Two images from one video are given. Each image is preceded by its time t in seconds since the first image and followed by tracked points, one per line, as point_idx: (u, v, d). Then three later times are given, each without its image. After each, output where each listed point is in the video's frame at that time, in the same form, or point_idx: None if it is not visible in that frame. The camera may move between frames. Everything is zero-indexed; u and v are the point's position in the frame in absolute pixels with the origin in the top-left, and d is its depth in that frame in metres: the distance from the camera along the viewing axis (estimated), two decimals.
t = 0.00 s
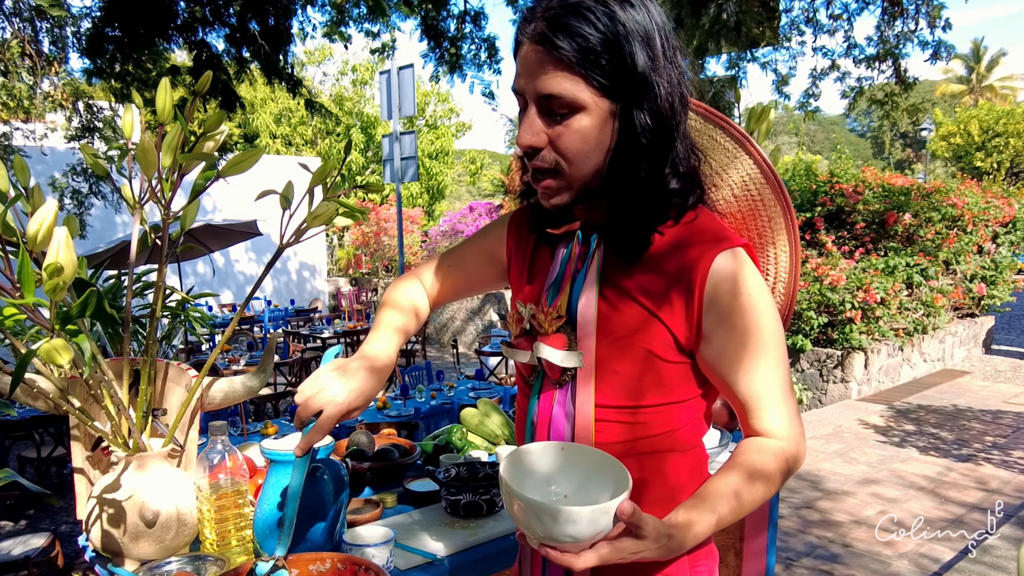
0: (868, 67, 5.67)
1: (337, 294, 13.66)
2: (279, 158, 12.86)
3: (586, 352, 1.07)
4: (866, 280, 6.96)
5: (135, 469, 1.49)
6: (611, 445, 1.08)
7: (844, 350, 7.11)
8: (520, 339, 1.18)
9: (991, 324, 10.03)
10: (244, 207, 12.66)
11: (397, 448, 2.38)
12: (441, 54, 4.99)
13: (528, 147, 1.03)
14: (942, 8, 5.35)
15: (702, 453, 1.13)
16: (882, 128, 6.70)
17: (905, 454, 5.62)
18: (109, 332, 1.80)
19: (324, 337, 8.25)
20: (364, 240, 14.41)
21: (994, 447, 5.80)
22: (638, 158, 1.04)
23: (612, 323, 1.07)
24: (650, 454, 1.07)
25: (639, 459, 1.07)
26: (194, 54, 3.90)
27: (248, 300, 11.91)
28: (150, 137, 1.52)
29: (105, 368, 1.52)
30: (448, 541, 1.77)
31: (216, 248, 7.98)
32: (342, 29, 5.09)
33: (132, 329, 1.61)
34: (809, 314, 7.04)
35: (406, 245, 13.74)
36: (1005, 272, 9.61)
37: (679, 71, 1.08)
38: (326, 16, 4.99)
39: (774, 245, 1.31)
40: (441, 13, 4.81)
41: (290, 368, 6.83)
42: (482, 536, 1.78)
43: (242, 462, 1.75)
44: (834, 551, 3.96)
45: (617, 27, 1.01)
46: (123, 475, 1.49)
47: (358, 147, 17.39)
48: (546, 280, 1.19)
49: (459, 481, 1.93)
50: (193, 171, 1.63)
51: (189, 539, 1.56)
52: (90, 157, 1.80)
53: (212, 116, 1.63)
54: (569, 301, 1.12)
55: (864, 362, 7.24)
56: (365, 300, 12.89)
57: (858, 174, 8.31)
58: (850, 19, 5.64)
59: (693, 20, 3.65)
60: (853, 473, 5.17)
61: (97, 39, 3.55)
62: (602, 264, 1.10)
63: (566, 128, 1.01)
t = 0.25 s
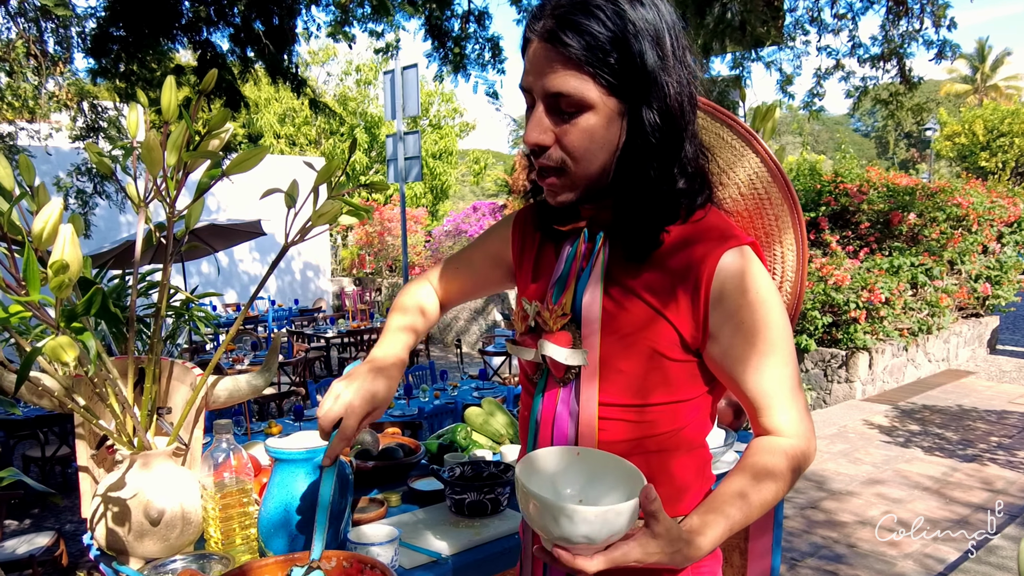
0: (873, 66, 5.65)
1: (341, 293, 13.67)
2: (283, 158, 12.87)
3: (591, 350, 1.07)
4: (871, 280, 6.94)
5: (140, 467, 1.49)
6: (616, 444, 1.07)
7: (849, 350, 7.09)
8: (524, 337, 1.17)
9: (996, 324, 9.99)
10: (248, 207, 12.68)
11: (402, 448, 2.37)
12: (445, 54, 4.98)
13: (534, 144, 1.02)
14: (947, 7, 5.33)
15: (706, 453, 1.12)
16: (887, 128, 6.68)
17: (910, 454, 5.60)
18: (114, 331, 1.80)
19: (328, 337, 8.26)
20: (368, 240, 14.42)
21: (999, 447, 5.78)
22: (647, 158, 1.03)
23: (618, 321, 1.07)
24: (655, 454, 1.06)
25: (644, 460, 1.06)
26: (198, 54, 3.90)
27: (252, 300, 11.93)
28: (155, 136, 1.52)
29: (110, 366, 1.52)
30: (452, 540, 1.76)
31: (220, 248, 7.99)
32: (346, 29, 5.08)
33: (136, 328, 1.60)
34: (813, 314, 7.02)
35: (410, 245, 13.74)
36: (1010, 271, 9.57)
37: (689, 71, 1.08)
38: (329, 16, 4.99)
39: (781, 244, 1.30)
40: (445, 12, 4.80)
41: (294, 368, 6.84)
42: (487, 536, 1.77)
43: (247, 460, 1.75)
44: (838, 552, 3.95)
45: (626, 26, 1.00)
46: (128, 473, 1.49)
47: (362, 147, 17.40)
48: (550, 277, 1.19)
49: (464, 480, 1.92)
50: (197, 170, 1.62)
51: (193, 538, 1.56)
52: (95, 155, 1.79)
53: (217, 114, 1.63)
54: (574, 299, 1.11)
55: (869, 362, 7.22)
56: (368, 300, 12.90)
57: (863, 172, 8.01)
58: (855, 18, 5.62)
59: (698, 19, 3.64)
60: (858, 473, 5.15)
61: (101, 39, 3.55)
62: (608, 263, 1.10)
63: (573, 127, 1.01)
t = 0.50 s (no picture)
0: (875, 66, 5.64)
1: (343, 293, 13.67)
2: (285, 158, 12.88)
3: (589, 347, 1.06)
4: (873, 280, 6.93)
5: (140, 467, 1.49)
6: (615, 442, 1.07)
7: (851, 350, 7.07)
8: (523, 336, 1.16)
9: (998, 324, 9.96)
10: (250, 206, 12.69)
11: (403, 447, 2.37)
12: (447, 53, 4.98)
13: (533, 142, 1.02)
14: (950, 6, 5.32)
15: (706, 451, 1.12)
16: (889, 127, 6.67)
17: (912, 454, 5.59)
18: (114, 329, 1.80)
19: (330, 336, 8.26)
20: (370, 240, 14.43)
21: (1002, 447, 5.76)
22: (647, 157, 1.03)
23: (617, 319, 1.06)
24: (654, 452, 1.06)
25: (644, 458, 1.06)
26: (200, 53, 3.90)
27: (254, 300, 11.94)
28: (155, 135, 1.52)
29: (110, 365, 1.52)
30: (453, 539, 1.76)
31: (222, 248, 8.00)
32: (348, 29, 5.08)
33: (136, 327, 1.60)
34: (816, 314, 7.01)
35: (412, 245, 13.74)
36: (1013, 271, 9.55)
37: (688, 69, 1.08)
38: (331, 16, 4.99)
39: (781, 241, 1.30)
40: (447, 12, 4.80)
41: (296, 368, 6.84)
42: (487, 535, 1.77)
43: (248, 460, 1.75)
44: (840, 552, 3.94)
45: (627, 23, 1.00)
46: (128, 473, 1.49)
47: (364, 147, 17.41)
48: (548, 279, 1.19)
49: (465, 479, 1.92)
50: (197, 169, 1.62)
51: (193, 537, 1.56)
52: (96, 155, 1.80)
53: (217, 113, 1.63)
54: (573, 297, 1.11)
55: (871, 362, 7.21)
56: (370, 300, 12.91)
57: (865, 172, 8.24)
58: (857, 18, 5.61)
59: (700, 18, 3.63)
60: (860, 473, 5.14)
61: (103, 39, 3.56)
62: (607, 261, 1.09)
63: (573, 125, 1.00)
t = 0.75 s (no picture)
0: (878, 66, 5.63)
1: (345, 293, 13.68)
2: (287, 158, 12.88)
3: (592, 349, 1.06)
4: (876, 280, 6.93)
5: (144, 467, 1.49)
6: (617, 443, 1.06)
7: (853, 351, 7.06)
8: (525, 337, 1.16)
9: (1001, 324, 9.94)
10: (252, 207, 12.71)
11: (405, 447, 2.37)
12: (449, 54, 4.98)
13: (536, 140, 1.02)
14: (953, 6, 5.31)
15: (708, 452, 1.12)
16: (891, 127, 6.66)
17: (914, 454, 5.58)
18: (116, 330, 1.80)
19: (332, 337, 8.27)
20: (372, 240, 14.44)
21: (1005, 448, 5.75)
22: (649, 155, 1.03)
23: (619, 320, 1.06)
24: (656, 452, 1.06)
25: (647, 458, 1.06)
26: (203, 54, 3.91)
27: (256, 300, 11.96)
28: (158, 136, 1.52)
29: (113, 365, 1.52)
30: (456, 540, 1.76)
31: (225, 248, 8.01)
32: (350, 29, 5.08)
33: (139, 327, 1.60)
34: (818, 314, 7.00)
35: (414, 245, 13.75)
36: (1016, 272, 9.53)
37: (688, 69, 1.08)
38: (334, 16, 4.99)
39: (782, 242, 1.30)
40: (449, 12, 4.80)
41: (298, 368, 6.85)
42: (490, 536, 1.77)
43: (250, 460, 1.75)
44: (843, 552, 3.93)
45: (629, 22, 1.00)
46: (131, 473, 1.49)
47: (366, 147, 17.42)
48: (550, 280, 1.18)
49: (467, 480, 1.92)
50: (200, 169, 1.62)
51: (196, 538, 1.56)
52: (99, 155, 1.80)
53: (220, 113, 1.63)
54: (575, 298, 1.10)
55: (874, 363, 7.19)
56: (373, 300, 12.92)
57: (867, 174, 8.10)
58: (860, 18, 5.60)
59: (702, 18, 3.62)
60: (863, 473, 5.13)
61: (107, 39, 3.56)
62: (608, 262, 1.09)
63: (575, 123, 1.00)
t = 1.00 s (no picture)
0: (880, 66, 5.62)
1: (347, 293, 13.69)
2: (289, 158, 12.89)
3: (596, 350, 1.06)
4: (878, 280, 6.92)
5: (147, 467, 1.49)
6: (621, 444, 1.06)
7: (856, 351, 7.05)
8: (529, 338, 1.16)
9: (1003, 325, 9.92)
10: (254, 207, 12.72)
11: (407, 448, 2.37)
12: (451, 54, 4.98)
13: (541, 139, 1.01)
14: (955, 6, 5.30)
15: (711, 453, 1.12)
16: (894, 127, 6.65)
17: (917, 455, 5.57)
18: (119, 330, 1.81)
19: (334, 337, 8.28)
20: (374, 240, 14.45)
21: (1007, 448, 5.74)
22: (654, 155, 1.03)
23: (623, 321, 1.06)
24: (659, 453, 1.06)
25: (650, 459, 1.06)
26: (205, 54, 3.91)
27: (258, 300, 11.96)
28: (162, 136, 1.52)
29: (116, 366, 1.53)
30: (458, 540, 1.76)
31: (227, 248, 8.02)
32: (353, 29, 5.09)
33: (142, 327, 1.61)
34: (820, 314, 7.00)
35: (416, 245, 13.75)
36: (1018, 272, 9.51)
37: (694, 71, 1.08)
38: (336, 16, 4.99)
39: (784, 242, 1.31)
40: (452, 12, 4.80)
41: (300, 368, 6.85)
42: (492, 536, 1.77)
43: (253, 461, 1.75)
44: (845, 553, 3.92)
45: (635, 22, 1.00)
46: (134, 473, 1.49)
47: (368, 147, 17.43)
48: (554, 281, 1.18)
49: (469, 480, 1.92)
50: (203, 170, 1.62)
51: (199, 538, 1.56)
52: (102, 155, 1.80)
53: (223, 114, 1.63)
54: (579, 298, 1.10)
55: (876, 363, 7.18)
56: (374, 300, 12.93)
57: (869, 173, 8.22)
58: (862, 18, 5.59)
59: (704, 18, 3.61)
60: (865, 474, 5.12)
61: (109, 39, 3.56)
62: (613, 262, 1.09)
63: (581, 123, 1.00)
